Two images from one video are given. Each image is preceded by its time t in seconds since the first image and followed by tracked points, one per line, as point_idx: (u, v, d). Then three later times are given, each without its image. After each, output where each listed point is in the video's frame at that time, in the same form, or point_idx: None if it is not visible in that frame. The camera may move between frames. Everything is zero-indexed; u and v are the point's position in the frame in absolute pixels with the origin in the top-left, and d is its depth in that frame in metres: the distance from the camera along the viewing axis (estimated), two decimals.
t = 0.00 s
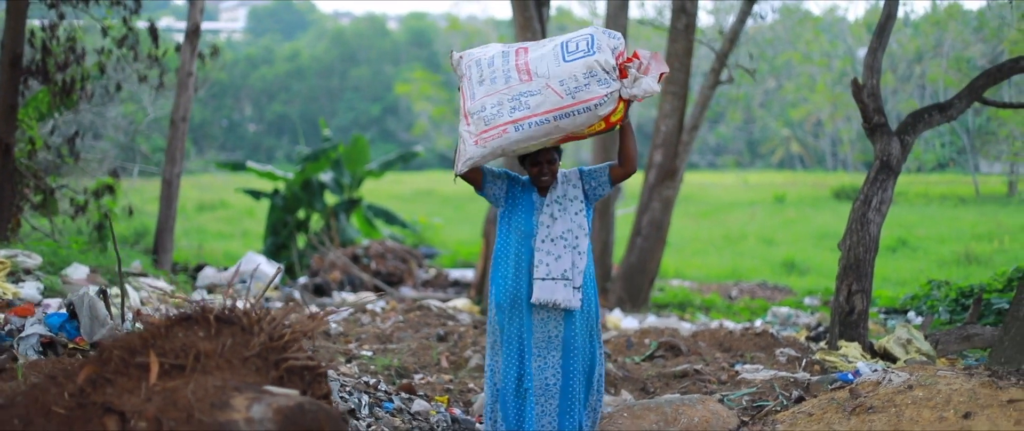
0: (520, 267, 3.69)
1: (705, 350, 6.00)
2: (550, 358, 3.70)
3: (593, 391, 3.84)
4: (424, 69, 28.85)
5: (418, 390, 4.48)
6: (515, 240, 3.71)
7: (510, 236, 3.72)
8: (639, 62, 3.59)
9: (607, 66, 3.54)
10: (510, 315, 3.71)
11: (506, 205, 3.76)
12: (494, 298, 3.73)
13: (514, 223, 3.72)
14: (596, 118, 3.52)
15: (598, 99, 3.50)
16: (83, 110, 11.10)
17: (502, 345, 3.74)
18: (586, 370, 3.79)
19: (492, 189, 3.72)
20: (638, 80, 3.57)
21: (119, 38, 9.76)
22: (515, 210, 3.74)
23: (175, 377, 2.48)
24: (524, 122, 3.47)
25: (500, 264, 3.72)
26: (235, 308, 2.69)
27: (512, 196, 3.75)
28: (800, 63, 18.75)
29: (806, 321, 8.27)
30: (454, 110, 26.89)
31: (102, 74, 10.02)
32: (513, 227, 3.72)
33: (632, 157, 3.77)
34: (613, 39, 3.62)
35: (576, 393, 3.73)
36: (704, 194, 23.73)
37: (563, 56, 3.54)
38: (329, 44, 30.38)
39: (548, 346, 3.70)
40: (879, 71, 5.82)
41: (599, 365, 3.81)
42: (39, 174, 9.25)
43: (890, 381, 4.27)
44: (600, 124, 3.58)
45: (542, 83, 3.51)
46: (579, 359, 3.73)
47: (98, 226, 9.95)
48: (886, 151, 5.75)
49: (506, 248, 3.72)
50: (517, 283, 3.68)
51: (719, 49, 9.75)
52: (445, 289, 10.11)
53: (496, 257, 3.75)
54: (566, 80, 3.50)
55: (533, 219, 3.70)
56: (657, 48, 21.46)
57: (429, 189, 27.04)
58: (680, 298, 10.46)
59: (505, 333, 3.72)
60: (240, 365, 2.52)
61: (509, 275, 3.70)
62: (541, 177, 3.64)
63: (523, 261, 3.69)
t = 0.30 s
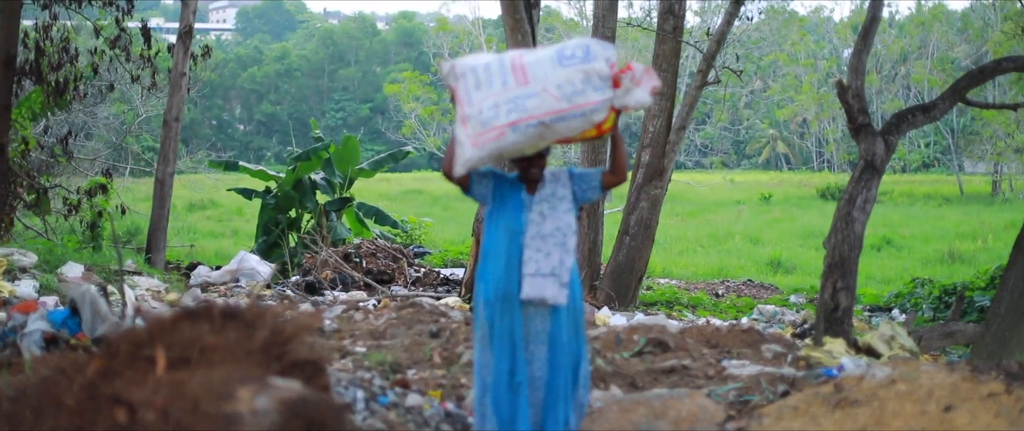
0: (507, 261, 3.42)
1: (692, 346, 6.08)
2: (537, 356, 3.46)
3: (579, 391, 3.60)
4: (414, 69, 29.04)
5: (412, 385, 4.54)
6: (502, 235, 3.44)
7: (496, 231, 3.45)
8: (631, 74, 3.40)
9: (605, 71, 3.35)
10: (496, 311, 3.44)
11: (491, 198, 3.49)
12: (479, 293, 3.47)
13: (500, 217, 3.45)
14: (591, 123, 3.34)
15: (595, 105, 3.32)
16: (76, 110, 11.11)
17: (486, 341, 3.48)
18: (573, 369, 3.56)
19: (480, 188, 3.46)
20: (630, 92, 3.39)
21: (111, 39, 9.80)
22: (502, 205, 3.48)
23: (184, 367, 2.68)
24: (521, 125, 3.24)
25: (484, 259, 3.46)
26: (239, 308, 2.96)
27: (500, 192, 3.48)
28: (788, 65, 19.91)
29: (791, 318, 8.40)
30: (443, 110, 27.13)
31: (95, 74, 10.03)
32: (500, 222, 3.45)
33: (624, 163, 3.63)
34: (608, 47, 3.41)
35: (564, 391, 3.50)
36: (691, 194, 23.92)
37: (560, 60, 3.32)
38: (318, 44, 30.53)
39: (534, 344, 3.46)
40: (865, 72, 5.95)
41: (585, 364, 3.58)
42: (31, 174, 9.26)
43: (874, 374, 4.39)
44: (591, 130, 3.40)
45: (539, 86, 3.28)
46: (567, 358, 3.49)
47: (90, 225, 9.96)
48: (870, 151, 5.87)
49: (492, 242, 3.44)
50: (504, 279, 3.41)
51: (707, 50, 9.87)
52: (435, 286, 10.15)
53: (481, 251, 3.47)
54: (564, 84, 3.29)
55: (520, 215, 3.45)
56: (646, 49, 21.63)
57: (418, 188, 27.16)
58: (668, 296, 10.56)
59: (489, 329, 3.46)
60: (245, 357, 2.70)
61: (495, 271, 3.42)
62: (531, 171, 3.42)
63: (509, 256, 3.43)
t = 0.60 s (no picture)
0: (499, 260, 3.47)
1: (685, 343, 6.16)
2: (526, 354, 3.52)
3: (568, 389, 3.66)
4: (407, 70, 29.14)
5: (408, 381, 4.62)
6: (493, 233, 3.49)
7: (487, 230, 3.49)
8: (628, 77, 3.45)
9: (601, 67, 3.45)
10: (488, 309, 3.49)
11: (482, 197, 3.54)
12: (470, 291, 3.53)
13: (491, 216, 3.50)
14: (586, 112, 3.37)
15: (591, 92, 3.38)
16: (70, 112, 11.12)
17: (478, 338, 3.53)
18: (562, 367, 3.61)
19: (470, 183, 3.53)
20: (624, 94, 3.42)
21: (105, 40, 9.81)
22: (493, 202, 3.52)
23: (184, 361, 2.58)
24: (518, 100, 3.28)
25: (475, 258, 3.51)
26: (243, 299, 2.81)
27: (490, 190, 3.53)
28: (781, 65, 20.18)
29: (783, 316, 8.47)
30: (436, 111, 27.31)
31: (89, 75, 10.03)
32: (491, 220, 3.49)
33: (614, 172, 3.62)
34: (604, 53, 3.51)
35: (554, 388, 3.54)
36: (684, 194, 24.03)
37: (558, 49, 3.43)
38: (311, 44, 30.56)
39: (524, 343, 3.52)
40: (854, 72, 5.98)
41: (574, 362, 3.64)
42: (25, 175, 9.27)
43: (862, 369, 4.47)
44: (584, 122, 3.43)
45: (538, 69, 3.36)
46: (557, 356, 3.54)
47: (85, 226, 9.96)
48: (861, 150, 5.93)
49: (483, 240, 3.49)
50: (495, 278, 3.47)
51: (699, 50, 9.94)
52: (429, 286, 10.25)
53: (472, 249, 3.52)
54: (560, 68, 3.37)
55: (511, 214, 3.49)
56: (638, 49, 21.73)
57: (411, 189, 27.24)
58: (661, 295, 10.64)
59: (482, 327, 3.51)
60: (245, 351, 2.61)
61: (486, 270, 3.48)
62: (520, 168, 3.48)
63: (500, 256, 3.48)
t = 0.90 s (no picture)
0: (494, 257, 3.59)
1: (675, 339, 6.25)
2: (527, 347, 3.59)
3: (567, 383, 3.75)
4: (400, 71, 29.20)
5: (403, 376, 4.72)
6: (489, 230, 3.60)
7: (483, 227, 3.60)
8: (622, 78, 3.69)
9: (596, 68, 3.68)
10: (484, 304, 3.61)
11: (476, 195, 3.65)
12: (467, 287, 3.65)
13: (486, 214, 3.61)
14: (584, 111, 3.59)
15: (588, 91, 3.60)
16: (65, 112, 11.14)
17: (475, 333, 3.65)
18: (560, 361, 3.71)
19: (466, 181, 3.64)
20: (620, 94, 3.66)
21: (100, 41, 9.87)
22: (488, 199, 3.62)
23: (187, 352, 2.62)
24: (518, 100, 3.49)
25: (471, 255, 3.62)
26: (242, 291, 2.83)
27: (485, 188, 3.63)
28: (774, 63, 20.28)
29: (774, 314, 8.56)
30: (430, 111, 27.38)
31: (85, 75, 10.05)
32: (487, 217, 3.60)
33: (608, 171, 3.79)
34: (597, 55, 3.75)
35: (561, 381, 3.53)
36: (677, 194, 24.11)
37: (554, 51, 3.65)
38: (304, 44, 30.57)
39: (524, 336, 3.60)
40: (843, 72, 6.11)
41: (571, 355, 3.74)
42: (21, 175, 9.30)
43: (847, 364, 4.57)
44: (582, 121, 3.64)
45: (535, 69, 3.58)
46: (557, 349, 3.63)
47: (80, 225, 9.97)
48: (849, 149, 6.03)
49: (479, 238, 3.60)
50: (491, 273, 3.58)
51: (691, 49, 10.01)
52: (423, 286, 10.35)
53: (468, 245, 3.63)
54: (558, 69, 3.60)
55: (506, 211, 3.60)
56: (630, 49, 21.80)
57: (405, 189, 27.28)
58: (653, 293, 10.73)
59: (478, 321, 3.63)
60: (245, 343, 2.67)
61: (483, 266, 3.59)
62: (517, 166, 3.57)
63: (496, 253, 3.59)
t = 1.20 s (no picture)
0: (497, 261, 3.62)
1: (662, 336, 6.35)
2: (532, 351, 3.62)
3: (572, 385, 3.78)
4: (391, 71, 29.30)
5: (395, 371, 4.81)
6: (492, 235, 3.62)
7: (487, 232, 3.63)
8: (630, 91, 3.67)
9: (607, 81, 3.65)
10: (487, 307, 3.65)
11: (480, 199, 3.67)
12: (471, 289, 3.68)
13: (489, 218, 3.63)
14: (592, 127, 3.57)
15: (598, 108, 3.57)
16: (56, 112, 11.16)
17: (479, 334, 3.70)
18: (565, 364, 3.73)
19: (471, 184, 3.65)
20: (628, 107, 3.64)
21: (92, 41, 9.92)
22: (491, 204, 3.65)
23: (186, 344, 2.71)
24: (527, 118, 3.47)
25: (475, 259, 3.64)
26: (240, 287, 2.93)
27: (490, 192, 3.66)
28: (764, 64, 20.55)
29: (761, 313, 8.68)
30: (420, 112, 27.73)
31: (77, 75, 10.07)
32: (490, 221, 3.62)
33: (611, 181, 3.84)
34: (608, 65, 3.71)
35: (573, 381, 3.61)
36: (667, 195, 24.24)
37: (565, 64, 3.61)
38: (295, 44, 30.61)
39: (528, 341, 3.63)
40: (829, 73, 6.22)
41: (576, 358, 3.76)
42: (13, 174, 9.32)
43: (829, 358, 4.68)
44: (589, 136, 3.62)
45: (546, 84, 3.54)
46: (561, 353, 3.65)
47: (72, 225, 9.99)
48: (834, 149, 6.13)
49: (483, 242, 3.63)
50: (495, 278, 3.61)
51: (679, 50, 10.12)
52: (414, 285, 10.44)
53: (472, 248, 3.65)
54: (569, 84, 3.56)
55: (509, 217, 3.63)
56: (620, 50, 21.92)
57: (395, 190, 27.36)
58: (642, 292, 10.83)
59: (483, 325, 3.67)
60: (241, 336, 2.76)
61: (486, 271, 3.62)
62: (523, 172, 3.60)
63: (499, 257, 3.62)
